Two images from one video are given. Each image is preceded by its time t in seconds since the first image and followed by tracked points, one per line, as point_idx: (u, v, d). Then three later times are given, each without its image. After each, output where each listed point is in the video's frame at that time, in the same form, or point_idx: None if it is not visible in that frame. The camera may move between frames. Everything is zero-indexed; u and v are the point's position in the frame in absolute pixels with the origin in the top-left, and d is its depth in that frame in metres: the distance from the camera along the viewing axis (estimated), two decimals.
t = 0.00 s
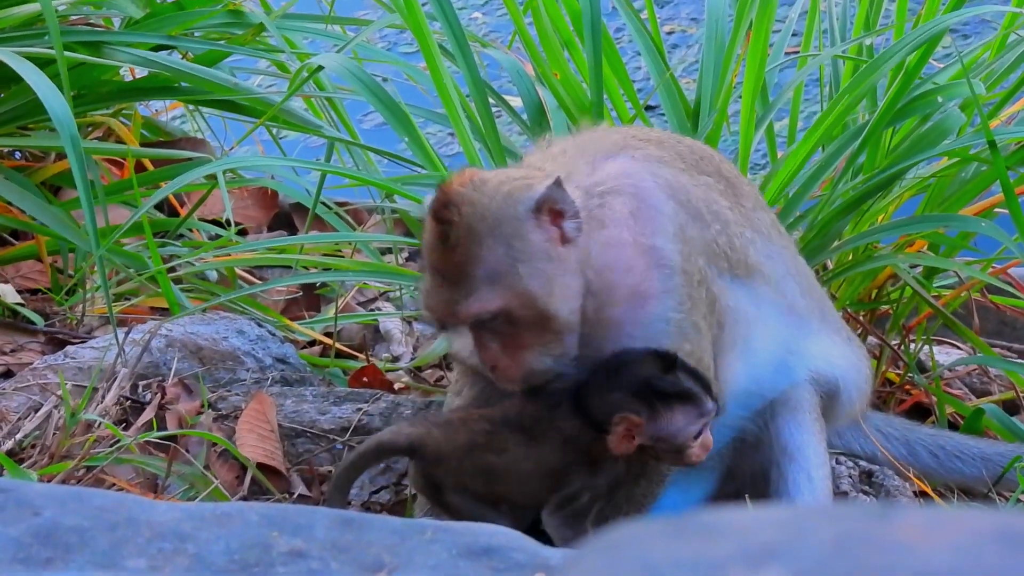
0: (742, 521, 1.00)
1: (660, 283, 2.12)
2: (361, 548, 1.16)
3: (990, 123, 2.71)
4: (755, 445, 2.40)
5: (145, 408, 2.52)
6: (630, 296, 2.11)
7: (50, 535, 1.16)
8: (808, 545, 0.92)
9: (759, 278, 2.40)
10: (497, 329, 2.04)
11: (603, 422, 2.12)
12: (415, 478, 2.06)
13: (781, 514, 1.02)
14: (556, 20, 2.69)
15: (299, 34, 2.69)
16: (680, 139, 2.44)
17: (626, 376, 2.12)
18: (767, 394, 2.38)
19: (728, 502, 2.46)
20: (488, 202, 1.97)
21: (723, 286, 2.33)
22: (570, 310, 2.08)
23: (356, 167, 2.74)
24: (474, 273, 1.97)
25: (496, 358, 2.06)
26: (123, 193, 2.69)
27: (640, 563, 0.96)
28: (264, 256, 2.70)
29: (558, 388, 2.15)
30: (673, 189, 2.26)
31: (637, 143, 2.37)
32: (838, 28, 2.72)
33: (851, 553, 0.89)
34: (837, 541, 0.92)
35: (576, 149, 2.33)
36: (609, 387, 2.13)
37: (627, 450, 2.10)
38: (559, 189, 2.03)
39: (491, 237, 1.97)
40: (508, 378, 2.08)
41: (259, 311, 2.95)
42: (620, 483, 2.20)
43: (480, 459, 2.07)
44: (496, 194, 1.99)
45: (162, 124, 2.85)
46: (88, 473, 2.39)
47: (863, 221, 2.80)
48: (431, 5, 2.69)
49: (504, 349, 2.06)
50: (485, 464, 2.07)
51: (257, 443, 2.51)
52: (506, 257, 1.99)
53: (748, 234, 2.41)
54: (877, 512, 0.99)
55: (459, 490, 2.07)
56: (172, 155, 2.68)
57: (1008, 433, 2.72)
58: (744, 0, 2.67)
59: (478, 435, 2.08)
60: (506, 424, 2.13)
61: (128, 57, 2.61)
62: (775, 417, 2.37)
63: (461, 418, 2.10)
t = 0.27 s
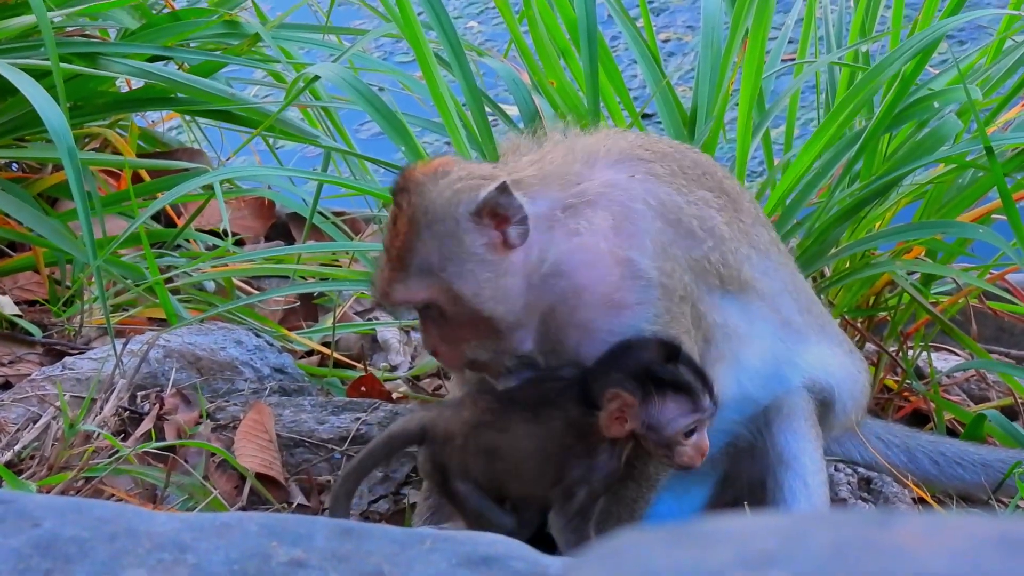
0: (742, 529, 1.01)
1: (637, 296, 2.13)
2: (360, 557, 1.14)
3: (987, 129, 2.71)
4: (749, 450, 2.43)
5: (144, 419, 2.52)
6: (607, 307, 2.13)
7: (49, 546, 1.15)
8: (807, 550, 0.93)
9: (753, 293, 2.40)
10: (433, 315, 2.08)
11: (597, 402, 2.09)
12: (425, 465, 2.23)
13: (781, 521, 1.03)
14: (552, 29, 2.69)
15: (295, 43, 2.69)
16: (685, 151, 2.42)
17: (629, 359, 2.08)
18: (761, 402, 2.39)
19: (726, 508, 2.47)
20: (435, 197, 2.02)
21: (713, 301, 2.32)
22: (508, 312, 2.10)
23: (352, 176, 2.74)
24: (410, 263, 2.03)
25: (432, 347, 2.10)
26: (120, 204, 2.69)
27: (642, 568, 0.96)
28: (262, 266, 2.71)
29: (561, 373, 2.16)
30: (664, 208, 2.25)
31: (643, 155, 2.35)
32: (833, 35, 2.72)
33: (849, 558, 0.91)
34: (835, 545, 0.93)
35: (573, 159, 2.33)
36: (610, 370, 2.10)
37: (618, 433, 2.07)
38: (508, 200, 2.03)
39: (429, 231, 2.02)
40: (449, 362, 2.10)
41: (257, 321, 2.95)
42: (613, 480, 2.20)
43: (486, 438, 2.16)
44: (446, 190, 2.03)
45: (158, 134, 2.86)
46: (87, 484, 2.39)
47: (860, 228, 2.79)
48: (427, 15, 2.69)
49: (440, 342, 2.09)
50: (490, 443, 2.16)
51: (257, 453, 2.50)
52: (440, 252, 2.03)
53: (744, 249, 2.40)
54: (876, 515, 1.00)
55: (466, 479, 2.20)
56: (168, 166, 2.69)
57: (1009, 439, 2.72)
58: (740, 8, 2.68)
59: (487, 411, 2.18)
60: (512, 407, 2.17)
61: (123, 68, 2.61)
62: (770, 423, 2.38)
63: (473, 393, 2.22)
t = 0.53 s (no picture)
0: (738, 529, 1.01)
1: (625, 297, 2.14)
2: (357, 559, 1.12)
3: (983, 130, 2.72)
4: (747, 452, 2.43)
5: (140, 421, 2.52)
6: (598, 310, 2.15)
7: (46, 549, 1.12)
8: (804, 554, 0.93)
9: (750, 297, 2.40)
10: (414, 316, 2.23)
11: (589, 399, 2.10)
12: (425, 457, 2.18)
13: (778, 522, 1.02)
14: (548, 31, 2.70)
15: (291, 45, 2.69)
16: (686, 155, 2.43)
17: (620, 353, 2.07)
18: (758, 404, 2.39)
19: (722, 509, 2.47)
20: (410, 202, 2.15)
21: (709, 304, 2.33)
22: (485, 313, 2.20)
23: (348, 178, 2.74)
24: (387, 264, 2.18)
25: (416, 342, 2.25)
26: (116, 206, 2.69)
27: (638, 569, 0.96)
28: (259, 267, 2.70)
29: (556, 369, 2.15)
30: (659, 211, 2.25)
31: (642, 159, 2.36)
32: (829, 36, 2.72)
33: (848, 560, 0.91)
34: (835, 549, 0.93)
35: (568, 161, 2.34)
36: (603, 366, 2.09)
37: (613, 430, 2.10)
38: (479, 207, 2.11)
39: (401, 233, 2.15)
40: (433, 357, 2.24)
41: (253, 323, 2.96)
42: (606, 485, 2.16)
43: (487, 421, 2.12)
44: (423, 195, 2.15)
45: (154, 137, 2.86)
46: (84, 486, 2.39)
47: (856, 229, 2.80)
48: (424, 17, 2.69)
49: (423, 338, 2.24)
50: (490, 429, 2.11)
51: (253, 455, 2.51)
52: (412, 254, 2.15)
53: (741, 253, 2.40)
54: (875, 515, 1.00)
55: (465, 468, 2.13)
56: (165, 168, 2.69)
57: (1006, 439, 2.72)
58: (736, 9, 2.68)
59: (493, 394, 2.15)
60: (519, 394, 2.15)
61: (120, 70, 2.61)
62: (769, 425, 2.38)
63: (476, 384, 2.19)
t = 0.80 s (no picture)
0: (733, 530, 1.04)
1: (619, 298, 2.13)
2: (350, 560, 1.13)
3: (979, 131, 2.72)
4: (742, 452, 2.43)
5: (135, 421, 2.52)
6: (593, 311, 2.14)
7: (40, 550, 1.12)
8: (799, 554, 0.96)
9: (745, 301, 2.39)
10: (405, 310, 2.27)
11: (610, 415, 2.18)
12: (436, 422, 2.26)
13: (774, 524, 1.05)
14: (544, 32, 2.69)
15: (286, 45, 2.68)
16: (685, 158, 2.42)
17: (641, 370, 2.11)
18: (753, 404, 2.40)
19: (716, 509, 2.47)
20: (400, 197, 2.18)
21: (704, 307, 2.32)
22: (471, 309, 2.22)
23: (343, 178, 2.74)
24: (377, 257, 2.22)
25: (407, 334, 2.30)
26: (112, 205, 2.70)
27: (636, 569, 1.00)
28: (253, 266, 2.70)
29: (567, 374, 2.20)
30: (655, 213, 2.24)
31: (640, 160, 2.35)
32: (825, 37, 2.72)
33: (843, 561, 0.94)
34: (829, 548, 0.97)
35: (563, 161, 2.34)
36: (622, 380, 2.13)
37: (636, 447, 2.21)
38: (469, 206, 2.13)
39: (390, 227, 2.18)
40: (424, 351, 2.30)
41: (248, 322, 2.96)
42: (609, 492, 2.23)
43: (505, 393, 2.20)
44: (413, 190, 2.17)
45: (149, 136, 2.86)
46: (78, 485, 2.39)
47: (852, 229, 2.80)
48: (419, 17, 2.69)
49: (414, 331, 2.28)
50: (508, 399, 2.20)
51: (247, 454, 2.50)
52: (399, 249, 2.18)
53: (738, 256, 2.39)
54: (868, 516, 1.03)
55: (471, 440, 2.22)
56: (160, 168, 2.69)
57: (1001, 440, 2.72)
58: (732, 9, 2.68)
59: (518, 372, 2.23)
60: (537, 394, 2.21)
61: (115, 69, 2.61)
62: (765, 425, 2.38)
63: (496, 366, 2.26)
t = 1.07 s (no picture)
0: (727, 534, 1.02)
1: (611, 298, 2.15)
2: (343, 561, 1.13)
3: (971, 133, 2.72)
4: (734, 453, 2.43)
5: (128, 421, 2.52)
6: (583, 311, 2.16)
7: (31, 550, 1.12)
8: (792, 558, 0.94)
9: (738, 302, 2.38)
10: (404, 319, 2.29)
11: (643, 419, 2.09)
12: (456, 418, 2.15)
13: (767, 527, 1.04)
14: (537, 32, 2.70)
15: (279, 45, 2.68)
16: (678, 159, 2.42)
17: (676, 372, 2.05)
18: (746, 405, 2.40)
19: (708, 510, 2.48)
20: (389, 205, 2.21)
21: (696, 309, 2.30)
22: (467, 313, 2.24)
23: (336, 178, 2.74)
24: (372, 268, 2.24)
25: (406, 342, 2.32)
26: (105, 205, 2.70)
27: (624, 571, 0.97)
28: (246, 266, 2.70)
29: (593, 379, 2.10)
30: (647, 214, 2.24)
31: (634, 161, 2.35)
32: (818, 39, 2.72)
33: (836, 563, 0.91)
34: (822, 551, 0.94)
35: (554, 162, 2.34)
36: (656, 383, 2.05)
37: (668, 451, 2.13)
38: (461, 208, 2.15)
39: (383, 237, 2.21)
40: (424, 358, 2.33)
41: (240, 323, 2.96)
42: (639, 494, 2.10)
43: (542, 390, 2.10)
44: (402, 197, 2.20)
45: (142, 136, 2.86)
46: (70, 485, 2.38)
47: (844, 230, 2.80)
48: (412, 17, 2.69)
49: (413, 337, 2.30)
50: (546, 397, 2.09)
51: (239, 454, 2.49)
52: (394, 258, 2.21)
53: (731, 258, 2.38)
54: (862, 522, 1.01)
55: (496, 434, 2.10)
56: (153, 167, 2.69)
57: (994, 442, 2.73)
58: (725, 10, 2.68)
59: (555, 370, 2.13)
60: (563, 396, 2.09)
61: (109, 69, 2.61)
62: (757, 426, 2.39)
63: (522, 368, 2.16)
